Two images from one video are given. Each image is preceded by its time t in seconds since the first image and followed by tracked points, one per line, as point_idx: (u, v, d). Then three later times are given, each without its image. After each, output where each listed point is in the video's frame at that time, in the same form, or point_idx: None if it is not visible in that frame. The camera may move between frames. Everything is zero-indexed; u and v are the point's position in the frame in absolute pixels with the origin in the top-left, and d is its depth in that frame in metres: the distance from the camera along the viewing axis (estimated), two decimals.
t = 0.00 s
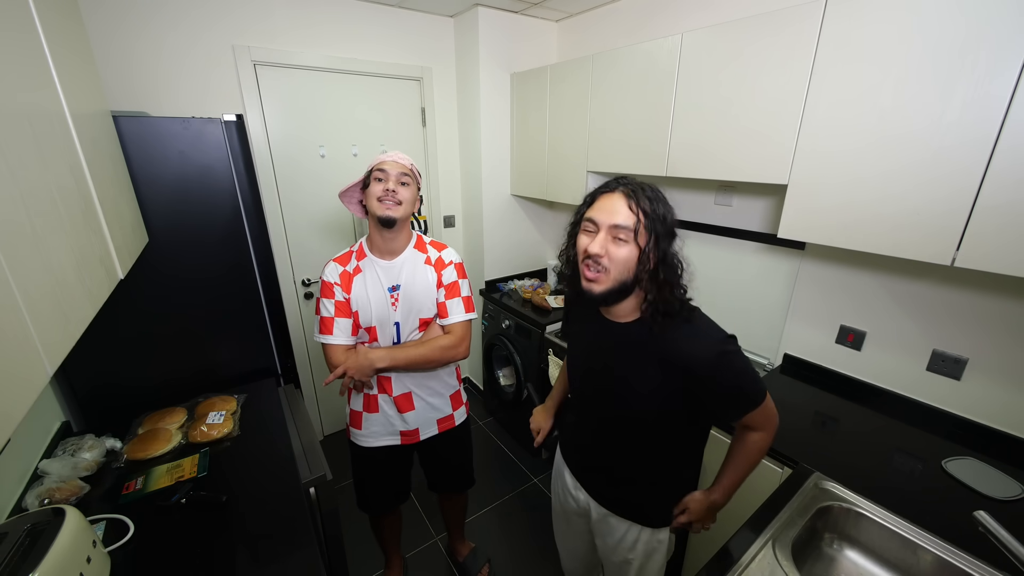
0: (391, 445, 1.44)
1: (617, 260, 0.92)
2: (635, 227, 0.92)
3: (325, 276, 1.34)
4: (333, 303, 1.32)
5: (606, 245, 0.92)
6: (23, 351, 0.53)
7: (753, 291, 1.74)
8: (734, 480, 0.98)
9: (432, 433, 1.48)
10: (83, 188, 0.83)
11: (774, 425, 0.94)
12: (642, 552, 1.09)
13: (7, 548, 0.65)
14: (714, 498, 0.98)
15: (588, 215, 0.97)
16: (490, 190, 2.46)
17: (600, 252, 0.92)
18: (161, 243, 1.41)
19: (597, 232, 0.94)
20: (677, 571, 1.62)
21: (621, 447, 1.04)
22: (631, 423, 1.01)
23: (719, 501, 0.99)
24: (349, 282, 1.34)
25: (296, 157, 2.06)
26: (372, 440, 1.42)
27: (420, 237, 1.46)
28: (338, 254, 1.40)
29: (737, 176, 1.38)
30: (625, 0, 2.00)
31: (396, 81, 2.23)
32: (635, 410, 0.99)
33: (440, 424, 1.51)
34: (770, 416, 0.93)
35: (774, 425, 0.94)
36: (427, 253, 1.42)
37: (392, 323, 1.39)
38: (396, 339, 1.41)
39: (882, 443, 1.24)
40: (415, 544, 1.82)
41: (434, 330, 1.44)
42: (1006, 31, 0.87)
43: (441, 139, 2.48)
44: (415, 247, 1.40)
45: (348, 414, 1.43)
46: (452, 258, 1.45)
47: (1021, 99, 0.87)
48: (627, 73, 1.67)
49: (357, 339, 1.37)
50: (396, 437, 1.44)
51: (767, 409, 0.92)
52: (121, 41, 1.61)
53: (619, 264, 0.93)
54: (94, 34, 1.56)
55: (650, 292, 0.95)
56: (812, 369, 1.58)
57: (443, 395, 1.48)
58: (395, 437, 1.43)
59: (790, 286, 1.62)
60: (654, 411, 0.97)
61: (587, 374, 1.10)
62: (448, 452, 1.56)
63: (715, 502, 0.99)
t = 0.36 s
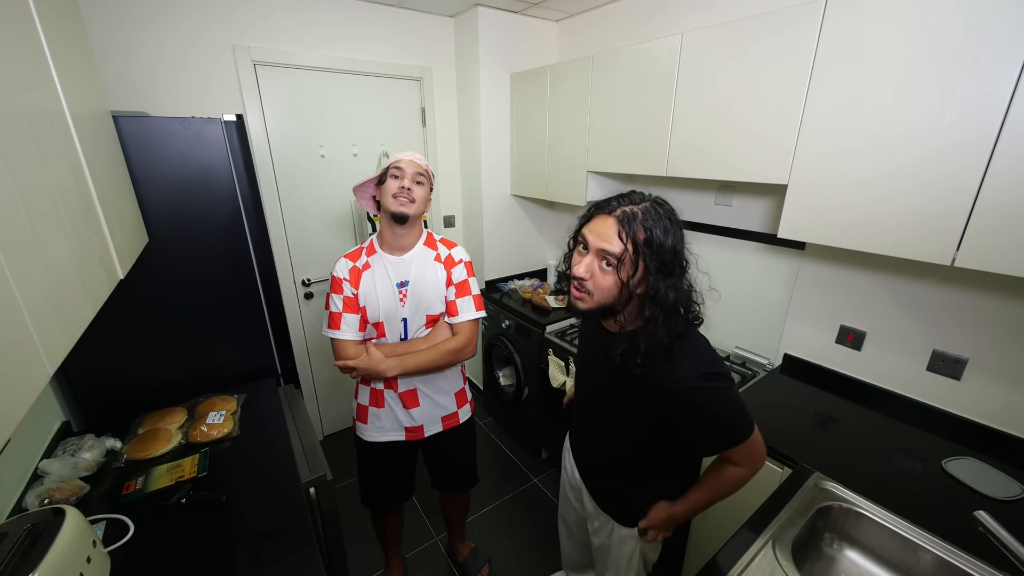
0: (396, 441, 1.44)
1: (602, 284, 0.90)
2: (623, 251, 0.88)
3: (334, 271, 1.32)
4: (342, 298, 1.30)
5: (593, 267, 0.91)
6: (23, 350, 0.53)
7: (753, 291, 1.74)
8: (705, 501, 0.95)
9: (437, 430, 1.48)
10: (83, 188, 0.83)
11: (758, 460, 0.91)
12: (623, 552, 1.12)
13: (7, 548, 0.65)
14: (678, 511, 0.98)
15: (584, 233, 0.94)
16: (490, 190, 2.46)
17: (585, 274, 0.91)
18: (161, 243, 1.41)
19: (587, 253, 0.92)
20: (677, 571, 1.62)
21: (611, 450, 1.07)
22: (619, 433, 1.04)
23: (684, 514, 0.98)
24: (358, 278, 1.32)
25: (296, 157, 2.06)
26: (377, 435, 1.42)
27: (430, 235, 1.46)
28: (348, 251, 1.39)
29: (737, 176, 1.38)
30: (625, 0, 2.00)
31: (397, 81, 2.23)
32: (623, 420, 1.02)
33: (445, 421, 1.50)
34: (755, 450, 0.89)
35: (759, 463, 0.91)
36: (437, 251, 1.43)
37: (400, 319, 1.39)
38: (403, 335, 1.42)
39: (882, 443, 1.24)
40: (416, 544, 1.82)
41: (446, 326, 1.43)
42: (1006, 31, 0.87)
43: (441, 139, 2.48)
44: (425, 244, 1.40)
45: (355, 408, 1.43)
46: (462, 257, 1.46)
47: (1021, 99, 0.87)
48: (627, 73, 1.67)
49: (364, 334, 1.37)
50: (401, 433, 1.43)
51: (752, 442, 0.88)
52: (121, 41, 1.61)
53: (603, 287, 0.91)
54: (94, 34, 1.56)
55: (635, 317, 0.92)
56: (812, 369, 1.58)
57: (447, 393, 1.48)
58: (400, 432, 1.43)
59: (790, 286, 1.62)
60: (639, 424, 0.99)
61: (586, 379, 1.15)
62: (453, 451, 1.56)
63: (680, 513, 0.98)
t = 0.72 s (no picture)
0: (407, 436, 1.44)
1: (570, 238, 1.02)
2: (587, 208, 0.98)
3: (349, 268, 1.31)
4: (358, 295, 1.30)
5: (566, 225, 1.02)
6: (23, 350, 0.53)
7: (753, 291, 1.74)
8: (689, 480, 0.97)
9: (448, 424, 1.49)
10: (83, 188, 0.83)
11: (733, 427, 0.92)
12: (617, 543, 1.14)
13: (7, 548, 0.65)
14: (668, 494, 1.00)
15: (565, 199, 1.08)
16: (490, 190, 2.46)
17: (561, 233, 1.04)
18: (161, 243, 1.41)
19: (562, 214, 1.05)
20: (677, 571, 1.62)
21: (598, 426, 1.10)
22: (606, 408, 1.07)
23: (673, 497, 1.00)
24: (374, 275, 1.32)
25: (296, 157, 2.06)
26: (388, 430, 1.43)
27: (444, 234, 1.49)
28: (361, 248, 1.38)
29: (736, 176, 1.38)
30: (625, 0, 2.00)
31: (397, 81, 2.23)
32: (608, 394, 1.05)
33: (455, 416, 1.52)
34: (728, 416, 0.90)
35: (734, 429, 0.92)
36: (453, 249, 1.46)
37: (415, 315, 1.40)
38: (418, 331, 1.43)
39: (882, 443, 1.24)
40: (416, 544, 1.82)
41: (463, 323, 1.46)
42: (1006, 31, 0.87)
43: (441, 139, 2.48)
44: (440, 242, 1.42)
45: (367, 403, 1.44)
46: (477, 256, 1.50)
47: (1021, 99, 0.87)
48: (627, 73, 1.67)
49: (379, 331, 1.37)
50: (411, 427, 1.44)
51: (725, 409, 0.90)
52: (121, 41, 1.61)
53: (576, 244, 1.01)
54: (95, 34, 1.56)
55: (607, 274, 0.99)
56: (812, 369, 1.58)
57: (457, 387, 1.50)
58: (411, 427, 1.44)
59: (790, 286, 1.62)
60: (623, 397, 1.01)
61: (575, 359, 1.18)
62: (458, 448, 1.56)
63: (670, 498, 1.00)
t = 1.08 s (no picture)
0: (427, 430, 1.46)
1: (538, 220, 1.23)
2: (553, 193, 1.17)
3: (363, 270, 1.29)
4: (376, 297, 1.29)
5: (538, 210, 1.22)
6: (23, 350, 0.53)
7: (753, 291, 1.74)
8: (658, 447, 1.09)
9: (465, 414, 1.53)
10: (83, 188, 0.83)
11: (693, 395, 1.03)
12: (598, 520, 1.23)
13: (7, 548, 0.65)
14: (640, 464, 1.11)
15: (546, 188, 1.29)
16: (490, 190, 2.46)
17: (535, 216, 1.24)
18: (161, 243, 1.41)
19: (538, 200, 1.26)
20: (677, 571, 1.62)
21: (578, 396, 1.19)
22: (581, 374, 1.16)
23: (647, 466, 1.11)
24: (389, 276, 1.31)
25: (296, 157, 2.06)
26: (409, 426, 1.43)
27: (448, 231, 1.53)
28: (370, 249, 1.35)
29: (736, 176, 1.38)
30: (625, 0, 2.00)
31: (396, 81, 2.23)
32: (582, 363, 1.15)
33: (470, 406, 1.56)
34: (687, 382, 1.02)
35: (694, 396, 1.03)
36: (459, 246, 1.50)
37: (432, 311, 1.42)
38: (435, 327, 1.45)
39: (882, 443, 1.23)
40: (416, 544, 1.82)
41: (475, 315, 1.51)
42: (1007, 32, 0.87)
43: (441, 139, 2.48)
44: (449, 241, 1.46)
45: (381, 403, 1.42)
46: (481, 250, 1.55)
47: (1021, 99, 0.87)
48: (627, 73, 1.67)
49: (397, 331, 1.36)
50: (431, 421, 1.46)
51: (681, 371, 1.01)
52: (121, 41, 1.61)
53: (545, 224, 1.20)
54: (95, 34, 1.56)
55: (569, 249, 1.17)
56: (812, 369, 1.58)
57: (470, 377, 1.55)
58: (430, 420, 1.46)
59: (790, 286, 1.62)
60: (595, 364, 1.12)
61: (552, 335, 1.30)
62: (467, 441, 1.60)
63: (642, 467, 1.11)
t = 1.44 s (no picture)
0: (435, 421, 1.46)
1: (515, 217, 1.26)
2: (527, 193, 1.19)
3: (369, 266, 1.29)
4: (384, 291, 1.29)
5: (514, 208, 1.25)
6: (23, 350, 0.53)
7: (753, 291, 1.74)
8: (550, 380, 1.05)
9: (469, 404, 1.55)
10: (83, 188, 0.83)
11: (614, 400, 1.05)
12: (594, 495, 1.29)
13: (7, 548, 0.65)
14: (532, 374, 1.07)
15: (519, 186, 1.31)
16: (490, 190, 2.46)
17: (511, 214, 1.26)
18: (161, 243, 1.41)
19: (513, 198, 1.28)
20: (677, 571, 1.61)
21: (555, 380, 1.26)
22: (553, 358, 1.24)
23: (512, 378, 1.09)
24: (396, 271, 1.32)
25: (296, 157, 2.06)
26: (417, 420, 1.43)
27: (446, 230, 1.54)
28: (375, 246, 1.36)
29: (737, 176, 1.38)
30: (625, 0, 2.00)
31: (396, 81, 2.23)
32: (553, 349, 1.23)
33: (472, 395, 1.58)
34: (615, 382, 1.04)
35: (614, 399, 1.05)
36: (459, 243, 1.52)
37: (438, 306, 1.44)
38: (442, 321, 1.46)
39: (883, 444, 1.23)
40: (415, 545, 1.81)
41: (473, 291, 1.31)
42: (1007, 31, 0.87)
43: (441, 139, 2.48)
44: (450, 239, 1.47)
45: (388, 400, 1.42)
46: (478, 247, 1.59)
47: (1021, 99, 0.87)
48: (627, 73, 1.67)
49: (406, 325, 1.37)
50: (437, 412, 1.47)
51: (618, 360, 1.03)
52: (121, 41, 1.61)
53: (523, 220, 1.22)
54: (95, 34, 1.56)
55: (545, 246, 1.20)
56: (812, 369, 1.58)
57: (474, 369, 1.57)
58: (438, 412, 1.47)
59: (790, 286, 1.62)
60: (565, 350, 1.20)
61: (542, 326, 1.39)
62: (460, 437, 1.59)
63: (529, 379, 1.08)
